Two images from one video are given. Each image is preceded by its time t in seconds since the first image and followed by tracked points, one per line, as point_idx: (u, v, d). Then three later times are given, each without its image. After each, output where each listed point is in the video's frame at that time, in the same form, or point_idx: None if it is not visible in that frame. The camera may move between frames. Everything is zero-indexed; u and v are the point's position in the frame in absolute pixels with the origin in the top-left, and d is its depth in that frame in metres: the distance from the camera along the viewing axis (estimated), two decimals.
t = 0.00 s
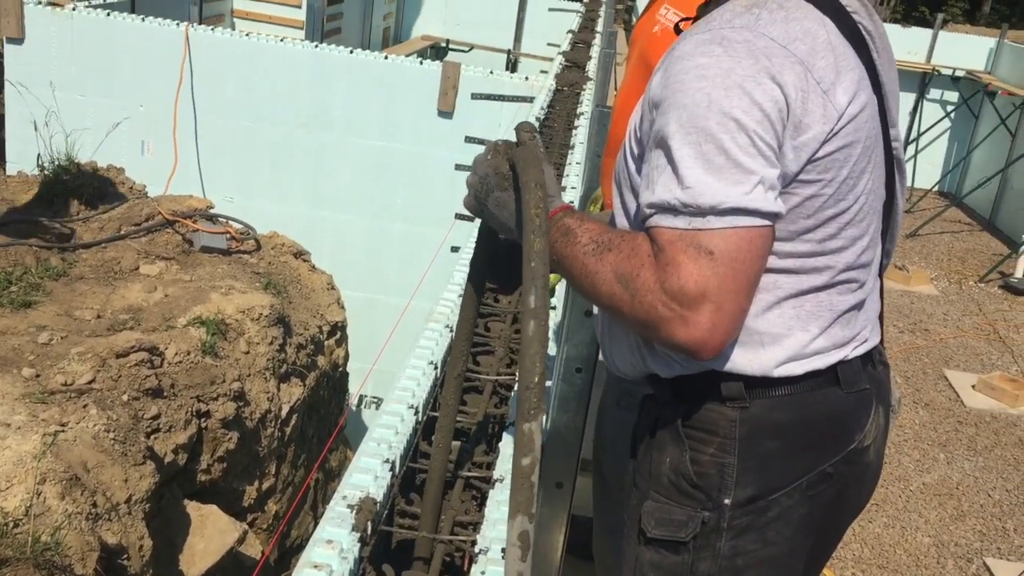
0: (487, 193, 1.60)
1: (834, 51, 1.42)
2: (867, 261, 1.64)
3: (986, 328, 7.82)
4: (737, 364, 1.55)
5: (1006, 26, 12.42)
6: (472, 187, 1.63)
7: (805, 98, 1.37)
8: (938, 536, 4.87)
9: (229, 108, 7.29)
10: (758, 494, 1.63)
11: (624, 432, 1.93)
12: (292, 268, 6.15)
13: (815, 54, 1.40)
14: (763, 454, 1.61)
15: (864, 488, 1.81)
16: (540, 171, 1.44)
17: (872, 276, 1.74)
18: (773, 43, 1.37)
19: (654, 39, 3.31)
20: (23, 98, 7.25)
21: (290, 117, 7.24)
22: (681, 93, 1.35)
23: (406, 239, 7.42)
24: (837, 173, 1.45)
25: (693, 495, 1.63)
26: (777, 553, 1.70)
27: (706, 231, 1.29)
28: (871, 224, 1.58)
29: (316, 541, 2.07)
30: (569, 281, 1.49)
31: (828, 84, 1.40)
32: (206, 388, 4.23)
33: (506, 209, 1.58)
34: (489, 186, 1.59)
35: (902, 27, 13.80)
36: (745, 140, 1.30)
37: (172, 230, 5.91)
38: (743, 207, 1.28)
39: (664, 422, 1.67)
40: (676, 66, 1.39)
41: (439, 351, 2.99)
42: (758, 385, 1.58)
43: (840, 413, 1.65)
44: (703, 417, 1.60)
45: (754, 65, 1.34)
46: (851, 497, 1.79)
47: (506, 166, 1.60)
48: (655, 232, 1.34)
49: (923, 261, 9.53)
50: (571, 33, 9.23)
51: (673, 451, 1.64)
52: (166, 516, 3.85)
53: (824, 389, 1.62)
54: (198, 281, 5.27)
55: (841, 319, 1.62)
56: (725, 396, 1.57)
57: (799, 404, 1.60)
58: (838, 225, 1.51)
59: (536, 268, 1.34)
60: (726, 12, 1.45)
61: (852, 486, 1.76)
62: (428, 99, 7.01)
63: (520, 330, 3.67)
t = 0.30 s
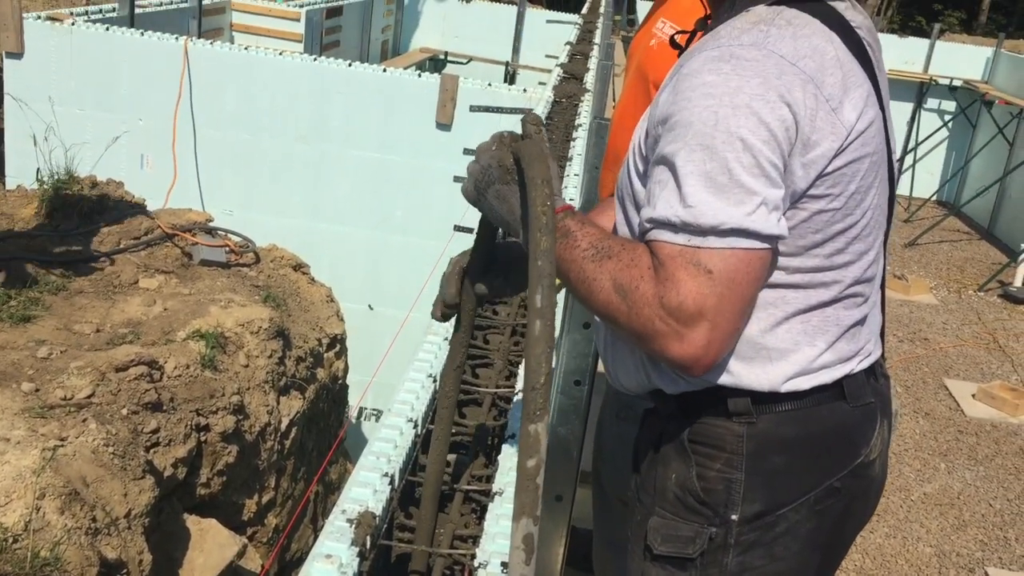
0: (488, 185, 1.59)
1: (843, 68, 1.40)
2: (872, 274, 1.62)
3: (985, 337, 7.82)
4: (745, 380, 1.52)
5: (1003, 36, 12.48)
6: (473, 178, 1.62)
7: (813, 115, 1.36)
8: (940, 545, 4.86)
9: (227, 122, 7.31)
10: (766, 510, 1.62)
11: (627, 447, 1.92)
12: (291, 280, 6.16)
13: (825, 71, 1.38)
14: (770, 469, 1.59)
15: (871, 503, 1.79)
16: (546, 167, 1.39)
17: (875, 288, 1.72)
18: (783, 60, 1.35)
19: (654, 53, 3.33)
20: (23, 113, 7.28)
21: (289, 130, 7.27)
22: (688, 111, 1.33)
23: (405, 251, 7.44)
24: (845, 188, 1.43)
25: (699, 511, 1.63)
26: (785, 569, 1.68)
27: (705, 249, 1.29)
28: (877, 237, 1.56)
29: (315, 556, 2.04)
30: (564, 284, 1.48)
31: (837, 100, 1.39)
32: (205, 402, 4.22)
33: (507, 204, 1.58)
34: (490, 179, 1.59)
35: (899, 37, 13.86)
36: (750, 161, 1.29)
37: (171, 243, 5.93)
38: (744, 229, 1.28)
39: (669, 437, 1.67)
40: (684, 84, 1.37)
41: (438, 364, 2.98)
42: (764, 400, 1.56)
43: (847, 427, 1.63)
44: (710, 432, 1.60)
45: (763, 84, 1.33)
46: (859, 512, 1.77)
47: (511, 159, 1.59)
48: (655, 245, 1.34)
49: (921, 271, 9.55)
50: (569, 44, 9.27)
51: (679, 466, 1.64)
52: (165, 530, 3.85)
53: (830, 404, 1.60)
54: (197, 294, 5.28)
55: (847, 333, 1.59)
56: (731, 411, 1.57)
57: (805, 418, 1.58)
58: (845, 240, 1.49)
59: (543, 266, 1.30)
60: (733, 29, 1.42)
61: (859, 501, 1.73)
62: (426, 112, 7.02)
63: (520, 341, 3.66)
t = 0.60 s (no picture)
0: (488, 182, 1.61)
1: (842, 74, 1.41)
2: (872, 280, 1.63)
3: (988, 340, 7.81)
4: (749, 388, 1.53)
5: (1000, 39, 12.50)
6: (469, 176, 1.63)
7: (814, 122, 1.37)
8: (945, 549, 4.85)
9: (227, 134, 7.32)
10: (772, 518, 1.61)
11: (631, 457, 1.92)
12: (293, 291, 6.16)
13: (825, 77, 1.39)
14: (775, 478, 1.59)
15: (876, 510, 1.79)
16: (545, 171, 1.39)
17: (876, 294, 1.72)
18: (784, 67, 1.36)
19: (651, 61, 3.36)
20: (24, 127, 7.29)
21: (289, 142, 7.29)
22: (689, 116, 1.34)
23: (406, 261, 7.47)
24: (845, 194, 1.44)
25: (705, 521, 1.63)
26: None
27: (704, 254, 1.29)
28: (877, 241, 1.57)
29: (319, 568, 2.04)
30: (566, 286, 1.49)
31: (837, 107, 1.39)
32: (207, 415, 4.22)
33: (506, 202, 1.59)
34: (491, 175, 1.60)
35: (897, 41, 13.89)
36: (751, 166, 1.29)
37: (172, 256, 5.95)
38: (744, 234, 1.28)
39: (674, 448, 1.67)
40: (685, 90, 1.38)
41: (440, 374, 2.97)
42: (768, 409, 1.57)
43: (851, 434, 1.63)
44: (715, 442, 1.60)
45: (764, 90, 1.33)
46: (864, 519, 1.76)
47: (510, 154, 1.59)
48: (654, 249, 1.34)
49: (922, 274, 9.55)
50: (567, 52, 9.29)
51: (684, 476, 1.64)
52: (169, 543, 3.86)
53: (833, 411, 1.60)
54: (199, 306, 5.29)
55: (849, 339, 1.60)
56: (736, 420, 1.57)
57: (809, 424, 1.58)
58: (846, 247, 1.50)
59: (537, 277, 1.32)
60: (732, 36, 1.43)
61: (864, 510, 1.73)
62: (424, 121, 7.03)
63: (521, 350, 3.66)
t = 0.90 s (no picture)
0: (496, 193, 1.61)
1: (841, 76, 1.41)
2: (876, 281, 1.62)
3: (994, 334, 7.80)
4: (756, 393, 1.52)
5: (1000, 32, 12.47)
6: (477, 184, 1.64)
7: (815, 124, 1.37)
8: (957, 546, 4.83)
9: (228, 146, 7.34)
10: (782, 523, 1.61)
11: (639, 462, 1.92)
12: (297, 302, 6.17)
13: (825, 78, 1.39)
14: (785, 482, 1.59)
15: (886, 512, 1.78)
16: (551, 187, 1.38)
17: (880, 295, 1.72)
18: (784, 69, 1.36)
19: (648, 65, 3.37)
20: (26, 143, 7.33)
21: (290, 153, 7.30)
22: (690, 119, 1.34)
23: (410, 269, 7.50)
24: (847, 197, 1.44)
25: (715, 528, 1.62)
26: None
27: (705, 257, 1.29)
28: (880, 243, 1.57)
29: None
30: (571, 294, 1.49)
31: (837, 108, 1.39)
32: (215, 427, 4.22)
33: (512, 211, 1.59)
34: (498, 187, 1.61)
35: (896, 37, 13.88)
36: (752, 169, 1.29)
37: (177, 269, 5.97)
38: (745, 236, 1.28)
39: (683, 454, 1.66)
40: (685, 94, 1.38)
41: (446, 382, 2.96)
42: (776, 413, 1.56)
43: (859, 436, 1.62)
44: (723, 447, 1.59)
45: (765, 92, 1.33)
46: (874, 521, 1.76)
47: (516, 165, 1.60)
48: (656, 254, 1.34)
49: (927, 270, 9.54)
50: (566, 56, 9.30)
51: (692, 483, 1.64)
52: (179, 557, 3.88)
53: (841, 414, 1.60)
54: (205, 319, 5.30)
55: (855, 341, 1.59)
56: (744, 425, 1.56)
57: (817, 428, 1.58)
58: (849, 249, 1.50)
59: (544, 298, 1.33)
60: (731, 38, 1.43)
61: (873, 512, 1.73)
62: (424, 129, 7.04)
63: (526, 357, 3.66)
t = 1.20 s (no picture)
0: (499, 232, 1.61)
1: (837, 74, 1.41)
2: (880, 277, 1.61)
3: (1000, 323, 7.77)
4: (765, 395, 1.51)
5: (996, 20, 12.46)
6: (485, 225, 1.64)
7: (811, 122, 1.36)
8: (970, 537, 4.80)
9: (227, 160, 7.35)
10: (794, 523, 1.60)
11: (648, 466, 1.91)
12: (301, 313, 6.16)
13: (819, 77, 1.38)
14: (796, 482, 1.58)
15: (899, 509, 1.77)
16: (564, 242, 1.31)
17: (884, 292, 1.71)
18: (777, 69, 1.35)
19: (643, 66, 3.36)
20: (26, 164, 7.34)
21: (289, 165, 7.31)
22: (683, 123, 1.33)
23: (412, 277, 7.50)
24: (847, 194, 1.43)
25: (728, 530, 1.62)
26: None
27: (697, 259, 1.28)
28: (882, 239, 1.56)
29: None
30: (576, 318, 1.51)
31: (832, 107, 1.39)
32: (223, 442, 4.21)
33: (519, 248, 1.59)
34: (500, 226, 1.60)
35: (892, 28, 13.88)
36: (744, 168, 1.28)
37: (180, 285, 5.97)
38: (738, 237, 1.27)
39: (693, 458, 1.65)
40: (677, 98, 1.37)
41: (452, 392, 2.95)
42: (784, 413, 1.55)
43: (868, 434, 1.61)
44: (733, 450, 1.58)
45: (757, 93, 1.32)
46: (888, 518, 1.75)
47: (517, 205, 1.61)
48: (650, 263, 1.35)
49: (931, 261, 9.51)
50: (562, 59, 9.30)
51: (703, 486, 1.63)
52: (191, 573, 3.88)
53: (849, 412, 1.59)
54: (209, 334, 5.30)
55: (861, 339, 1.59)
56: (753, 426, 1.56)
57: (826, 427, 1.57)
58: (852, 247, 1.49)
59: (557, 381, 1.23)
60: (724, 40, 1.42)
61: (887, 509, 1.71)
62: (422, 136, 7.04)
63: (532, 363, 3.66)
